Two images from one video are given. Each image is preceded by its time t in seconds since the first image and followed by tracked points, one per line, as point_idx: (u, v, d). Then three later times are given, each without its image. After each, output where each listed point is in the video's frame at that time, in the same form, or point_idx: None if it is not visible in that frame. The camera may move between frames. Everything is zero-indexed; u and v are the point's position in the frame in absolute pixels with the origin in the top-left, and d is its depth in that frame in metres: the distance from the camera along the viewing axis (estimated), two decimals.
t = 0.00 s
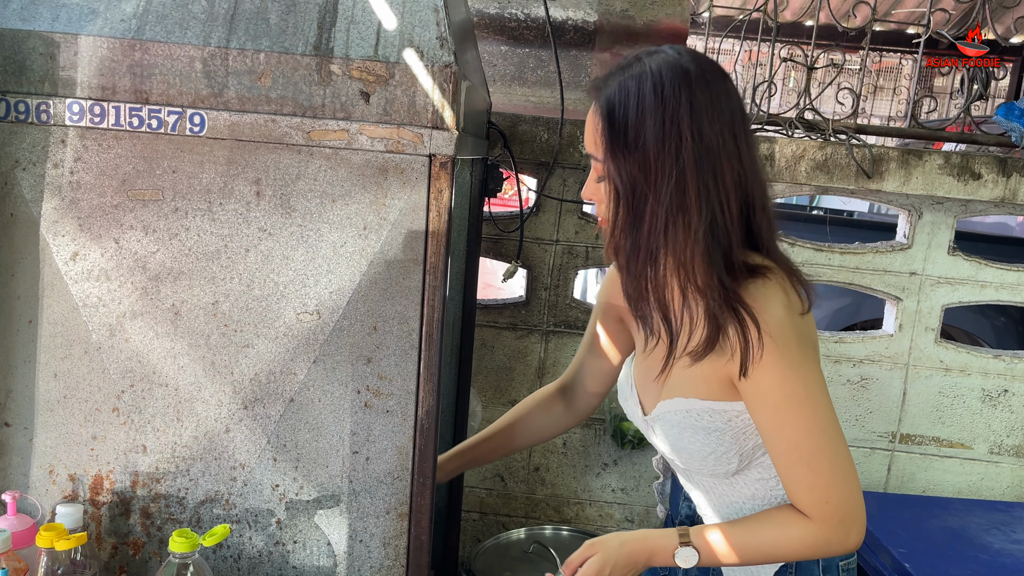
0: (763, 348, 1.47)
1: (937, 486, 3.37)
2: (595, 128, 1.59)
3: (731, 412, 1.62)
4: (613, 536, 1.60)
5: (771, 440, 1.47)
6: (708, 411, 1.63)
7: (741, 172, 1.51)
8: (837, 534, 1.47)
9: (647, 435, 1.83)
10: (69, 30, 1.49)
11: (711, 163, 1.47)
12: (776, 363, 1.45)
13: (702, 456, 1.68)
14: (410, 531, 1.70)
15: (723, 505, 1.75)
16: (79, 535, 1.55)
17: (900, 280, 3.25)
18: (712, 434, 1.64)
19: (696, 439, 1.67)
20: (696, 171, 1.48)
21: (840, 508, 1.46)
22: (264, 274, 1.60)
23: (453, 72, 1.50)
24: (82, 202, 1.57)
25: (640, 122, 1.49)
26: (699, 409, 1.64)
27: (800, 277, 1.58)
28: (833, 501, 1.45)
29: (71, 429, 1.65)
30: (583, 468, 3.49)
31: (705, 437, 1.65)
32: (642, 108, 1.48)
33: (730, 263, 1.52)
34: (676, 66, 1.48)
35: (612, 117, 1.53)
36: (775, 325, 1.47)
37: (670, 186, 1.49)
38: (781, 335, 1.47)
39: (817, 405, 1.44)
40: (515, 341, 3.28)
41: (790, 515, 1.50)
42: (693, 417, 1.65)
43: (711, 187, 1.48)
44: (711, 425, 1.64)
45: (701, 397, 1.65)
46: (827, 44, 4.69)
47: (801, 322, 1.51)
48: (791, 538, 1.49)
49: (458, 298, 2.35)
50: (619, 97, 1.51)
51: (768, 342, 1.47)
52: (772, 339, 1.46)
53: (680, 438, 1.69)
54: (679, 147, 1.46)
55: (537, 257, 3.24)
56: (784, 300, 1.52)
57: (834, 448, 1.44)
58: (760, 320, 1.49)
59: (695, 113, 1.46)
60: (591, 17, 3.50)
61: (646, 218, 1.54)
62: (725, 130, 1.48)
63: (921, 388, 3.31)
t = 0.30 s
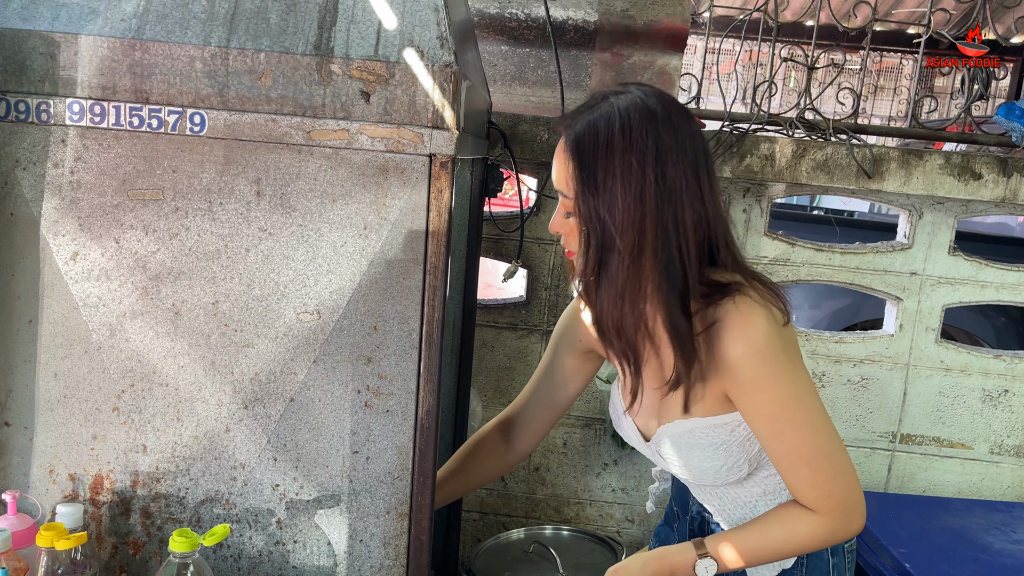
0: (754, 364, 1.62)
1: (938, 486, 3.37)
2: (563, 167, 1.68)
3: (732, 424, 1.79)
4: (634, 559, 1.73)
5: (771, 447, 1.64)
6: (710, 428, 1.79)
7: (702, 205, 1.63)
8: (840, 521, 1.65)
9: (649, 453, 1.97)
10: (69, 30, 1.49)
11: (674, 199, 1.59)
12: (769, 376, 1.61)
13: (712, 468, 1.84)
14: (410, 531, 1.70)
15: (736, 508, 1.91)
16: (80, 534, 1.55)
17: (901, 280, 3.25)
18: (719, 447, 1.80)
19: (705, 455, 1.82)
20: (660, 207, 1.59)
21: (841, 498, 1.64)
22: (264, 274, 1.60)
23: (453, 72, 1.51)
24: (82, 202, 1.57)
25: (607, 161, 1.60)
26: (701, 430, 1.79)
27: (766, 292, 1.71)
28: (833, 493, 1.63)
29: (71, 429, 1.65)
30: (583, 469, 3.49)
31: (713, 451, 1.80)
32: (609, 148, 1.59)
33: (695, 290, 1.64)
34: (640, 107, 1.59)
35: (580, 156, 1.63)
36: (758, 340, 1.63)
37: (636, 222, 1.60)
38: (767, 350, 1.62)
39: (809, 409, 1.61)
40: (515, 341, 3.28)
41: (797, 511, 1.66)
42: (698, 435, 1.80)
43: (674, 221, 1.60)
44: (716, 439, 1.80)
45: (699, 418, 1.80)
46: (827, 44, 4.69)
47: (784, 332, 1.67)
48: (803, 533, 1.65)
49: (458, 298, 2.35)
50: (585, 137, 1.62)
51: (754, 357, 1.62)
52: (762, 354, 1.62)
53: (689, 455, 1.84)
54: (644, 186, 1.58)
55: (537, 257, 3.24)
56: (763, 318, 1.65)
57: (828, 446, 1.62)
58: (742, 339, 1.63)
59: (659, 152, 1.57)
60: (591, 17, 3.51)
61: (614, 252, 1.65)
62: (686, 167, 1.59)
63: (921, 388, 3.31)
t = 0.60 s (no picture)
0: (748, 372, 1.63)
1: (937, 486, 3.38)
2: (550, 184, 1.73)
3: (729, 429, 1.80)
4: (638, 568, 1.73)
5: (767, 452, 1.66)
6: (706, 435, 1.81)
7: (686, 218, 1.69)
8: (836, 520, 1.69)
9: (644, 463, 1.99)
10: (69, 30, 1.49)
11: (658, 211, 1.66)
12: (763, 383, 1.63)
13: (709, 473, 1.85)
14: (410, 531, 1.70)
15: (735, 510, 1.91)
16: (79, 534, 1.55)
17: (901, 280, 3.25)
18: (716, 452, 1.82)
19: (701, 461, 1.83)
20: (644, 219, 1.65)
21: (835, 498, 1.67)
22: (264, 274, 1.60)
23: (453, 72, 1.51)
24: (82, 202, 1.57)
25: (593, 175, 1.66)
26: (698, 436, 1.81)
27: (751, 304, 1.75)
28: (828, 494, 1.66)
29: (71, 428, 1.65)
30: (583, 468, 3.49)
31: (710, 457, 1.82)
32: (594, 163, 1.65)
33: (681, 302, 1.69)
34: (623, 123, 1.66)
35: (565, 172, 1.69)
36: (749, 349, 1.64)
37: (621, 236, 1.66)
38: (760, 358, 1.64)
39: (802, 413, 1.64)
40: (515, 341, 3.28)
41: (795, 513, 1.68)
42: (693, 443, 1.82)
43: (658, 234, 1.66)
44: (713, 445, 1.81)
45: (695, 425, 1.82)
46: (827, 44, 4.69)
47: (775, 340, 1.69)
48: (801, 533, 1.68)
49: (458, 298, 2.35)
50: (571, 153, 1.68)
51: (746, 367, 1.64)
52: (755, 361, 1.64)
53: (687, 463, 1.85)
54: (629, 199, 1.64)
55: (537, 257, 3.24)
56: (755, 329, 1.66)
57: (821, 449, 1.65)
58: (735, 347, 1.65)
59: (643, 167, 1.64)
60: (590, 16, 3.51)
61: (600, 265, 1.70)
62: (669, 180, 1.66)
63: (921, 388, 3.31)
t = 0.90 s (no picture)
0: (741, 372, 1.64)
1: (937, 485, 3.38)
2: (544, 186, 1.74)
3: (721, 429, 1.81)
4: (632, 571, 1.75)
5: (758, 453, 1.66)
6: (698, 435, 1.81)
7: (679, 218, 1.69)
8: (828, 520, 1.69)
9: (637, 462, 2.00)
10: (70, 29, 1.49)
11: (652, 212, 1.66)
12: (756, 384, 1.63)
13: (702, 472, 1.85)
14: (410, 529, 1.71)
15: (728, 508, 1.91)
16: (80, 532, 1.56)
17: (901, 280, 3.25)
18: (709, 452, 1.82)
19: (694, 461, 1.84)
20: (638, 221, 1.66)
21: (828, 497, 1.67)
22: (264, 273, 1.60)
23: (453, 71, 1.51)
24: (84, 201, 1.58)
25: (586, 177, 1.67)
26: (690, 436, 1.81)
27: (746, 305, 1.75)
28: (821, 494, 1.66)
29: (72, 427, 1.66)
30: (582, 468, 3.50)
31: (703, 457, 1.82)
32: (587, 165, 1.66)
33: (674, 303, 1.69)
34: (615, 125, 1.67)
35: (559, 174, 1.69)
36: (742, 350, 1.64)
37: (615, 237, 1.66)
38: (753, 359, 1.64)
39: (795, 414, 1.64)
40: (515, 340, 3.29)
41: (787, 514, 1.69)
42: (686, 443, 1.82)
43: (651, 234, 1.67)
44: (705, 445, 1.82)
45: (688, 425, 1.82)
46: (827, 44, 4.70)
47: (769, 341, 1.69)
48: (794, 533, 1.68)
49: (458, 298, 2.36)
50: (564, 155, 1.69)
51: (739, 367, 1.64)
52: (748, 363, 1.64)
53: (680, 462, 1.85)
54: (622, 200, 1.65)
55: (537, 256, 3.25)
56: (748, 329, 1.66)
57: (814, 450, 1.65)
58: (729, 348, 1.65)
59: (636, 168, 1.65)
60: (590, 16, 3.51)
61: (594, 267, 1.70)
62: (662, 181, 1.66)
63: (920, 388, 3.31)
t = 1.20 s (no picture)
0: (740, 366, 1.65)
1: (936, 485, 3.38)
2: (546, 174, 1.73)
3: (718, 423, 1.81)
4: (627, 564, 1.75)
5: (754, 447, 1.67)
6: (696, 429, 1.81)
7: (679, 209, 1.69)
8: (821, 517, 1.70)
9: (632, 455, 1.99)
10: (70, 29, 1.50)
11: (652, 204, 1.66)
12: (755, 378, 1.65)
13: (700, 467, 1.85)
14: (409, 529, 1.71)
15: (724, 505, 1.92)
16: (81, 530, 1.56)
17: (900, 280, 3.25)
18: (707, 447, 1.82)
19: (692, 456, 1.83)
20: (638, 212, 1.66)
21: (822, 492, 1.69)
22: (264, 272, 1.61)
23: (452, 71, 1.51)
24: (84, 200, 1.58)
25: (587, 167, 1.66)
26: (688, 429, 1.81)
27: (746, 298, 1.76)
28: (815, 490, 1.68)
29: (72, 426, 1.66)
30: (582, 467, 3.50)
31: (701, 451, 1.82)
32: (589, 154, 1.65)
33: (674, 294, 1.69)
34: (618, 114, 1.66)
35: (560, 162, 1.69)
36: (741, 345, 1.65)
37: (615, 228, 1.66)
38: (752, 353, 1.65)
39: (792, 410, 1.65)
40: (515, 340, 3.29)
41: (781, 509, 1.70)
42: (684, 436, 1.82)
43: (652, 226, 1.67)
44: (703, 439, 1.81)
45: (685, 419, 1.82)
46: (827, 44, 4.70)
47: (769, 336, 1.70)
48: (786, 528, 1.69)
49: (458, 297, 2.36)
50: (566, 144, 1.68)
51: (738, 360, 1.65)
52: (747, 357, 1.65)
53: (677, 457, 1.84)
54: (623, 190, 1.65)
55: (537, 256, 3.25)
56: (749, 322, 1.67)
57: (809, 446, 1.66)
58: (728, 341, 1.66)
59: (639, 159, 1.64)
60: (590, 16, 3.51)
61: (593, 257, 1.70)
62: (664, 172, 1.66)
63: (920, 388, 3.32)
